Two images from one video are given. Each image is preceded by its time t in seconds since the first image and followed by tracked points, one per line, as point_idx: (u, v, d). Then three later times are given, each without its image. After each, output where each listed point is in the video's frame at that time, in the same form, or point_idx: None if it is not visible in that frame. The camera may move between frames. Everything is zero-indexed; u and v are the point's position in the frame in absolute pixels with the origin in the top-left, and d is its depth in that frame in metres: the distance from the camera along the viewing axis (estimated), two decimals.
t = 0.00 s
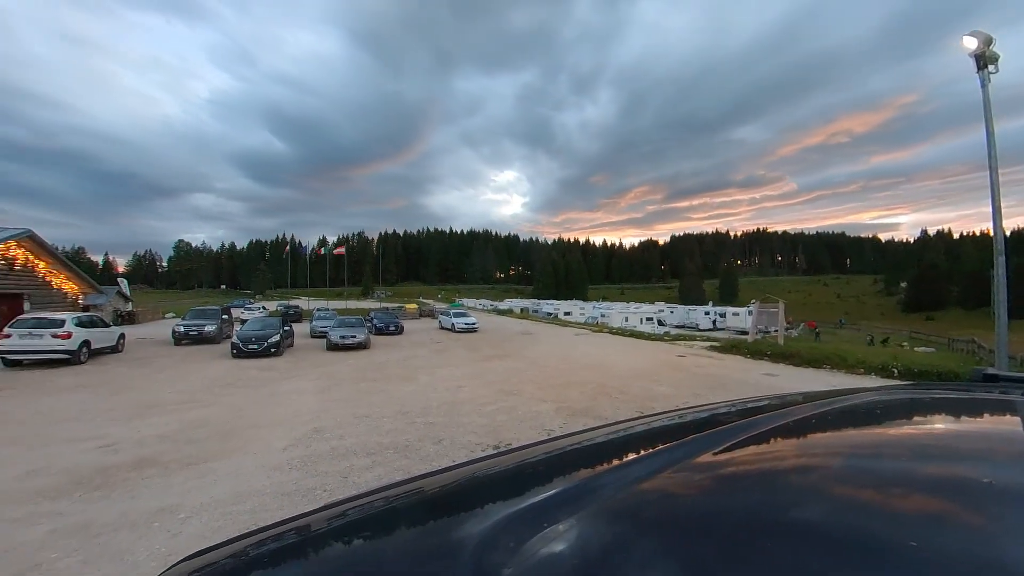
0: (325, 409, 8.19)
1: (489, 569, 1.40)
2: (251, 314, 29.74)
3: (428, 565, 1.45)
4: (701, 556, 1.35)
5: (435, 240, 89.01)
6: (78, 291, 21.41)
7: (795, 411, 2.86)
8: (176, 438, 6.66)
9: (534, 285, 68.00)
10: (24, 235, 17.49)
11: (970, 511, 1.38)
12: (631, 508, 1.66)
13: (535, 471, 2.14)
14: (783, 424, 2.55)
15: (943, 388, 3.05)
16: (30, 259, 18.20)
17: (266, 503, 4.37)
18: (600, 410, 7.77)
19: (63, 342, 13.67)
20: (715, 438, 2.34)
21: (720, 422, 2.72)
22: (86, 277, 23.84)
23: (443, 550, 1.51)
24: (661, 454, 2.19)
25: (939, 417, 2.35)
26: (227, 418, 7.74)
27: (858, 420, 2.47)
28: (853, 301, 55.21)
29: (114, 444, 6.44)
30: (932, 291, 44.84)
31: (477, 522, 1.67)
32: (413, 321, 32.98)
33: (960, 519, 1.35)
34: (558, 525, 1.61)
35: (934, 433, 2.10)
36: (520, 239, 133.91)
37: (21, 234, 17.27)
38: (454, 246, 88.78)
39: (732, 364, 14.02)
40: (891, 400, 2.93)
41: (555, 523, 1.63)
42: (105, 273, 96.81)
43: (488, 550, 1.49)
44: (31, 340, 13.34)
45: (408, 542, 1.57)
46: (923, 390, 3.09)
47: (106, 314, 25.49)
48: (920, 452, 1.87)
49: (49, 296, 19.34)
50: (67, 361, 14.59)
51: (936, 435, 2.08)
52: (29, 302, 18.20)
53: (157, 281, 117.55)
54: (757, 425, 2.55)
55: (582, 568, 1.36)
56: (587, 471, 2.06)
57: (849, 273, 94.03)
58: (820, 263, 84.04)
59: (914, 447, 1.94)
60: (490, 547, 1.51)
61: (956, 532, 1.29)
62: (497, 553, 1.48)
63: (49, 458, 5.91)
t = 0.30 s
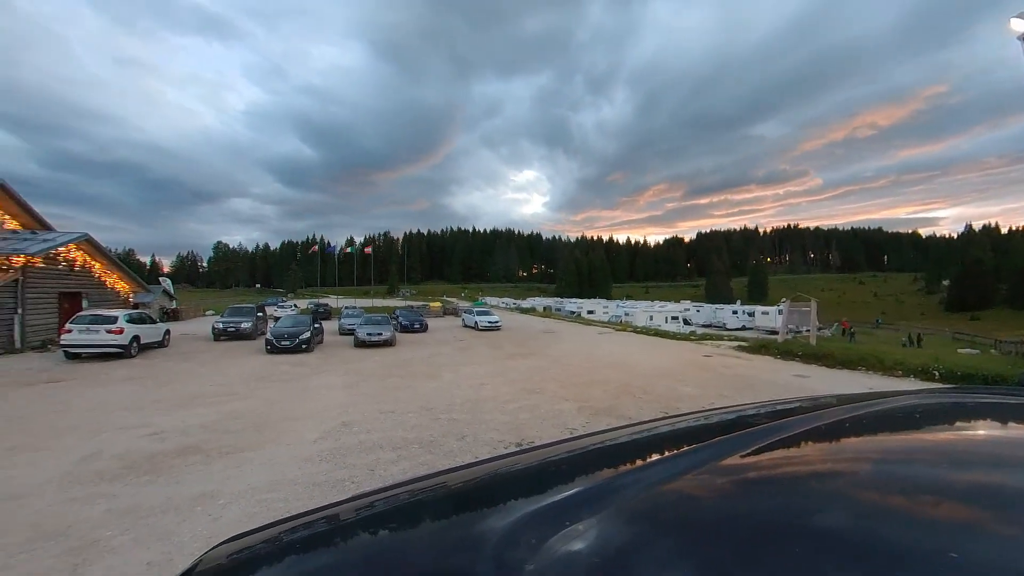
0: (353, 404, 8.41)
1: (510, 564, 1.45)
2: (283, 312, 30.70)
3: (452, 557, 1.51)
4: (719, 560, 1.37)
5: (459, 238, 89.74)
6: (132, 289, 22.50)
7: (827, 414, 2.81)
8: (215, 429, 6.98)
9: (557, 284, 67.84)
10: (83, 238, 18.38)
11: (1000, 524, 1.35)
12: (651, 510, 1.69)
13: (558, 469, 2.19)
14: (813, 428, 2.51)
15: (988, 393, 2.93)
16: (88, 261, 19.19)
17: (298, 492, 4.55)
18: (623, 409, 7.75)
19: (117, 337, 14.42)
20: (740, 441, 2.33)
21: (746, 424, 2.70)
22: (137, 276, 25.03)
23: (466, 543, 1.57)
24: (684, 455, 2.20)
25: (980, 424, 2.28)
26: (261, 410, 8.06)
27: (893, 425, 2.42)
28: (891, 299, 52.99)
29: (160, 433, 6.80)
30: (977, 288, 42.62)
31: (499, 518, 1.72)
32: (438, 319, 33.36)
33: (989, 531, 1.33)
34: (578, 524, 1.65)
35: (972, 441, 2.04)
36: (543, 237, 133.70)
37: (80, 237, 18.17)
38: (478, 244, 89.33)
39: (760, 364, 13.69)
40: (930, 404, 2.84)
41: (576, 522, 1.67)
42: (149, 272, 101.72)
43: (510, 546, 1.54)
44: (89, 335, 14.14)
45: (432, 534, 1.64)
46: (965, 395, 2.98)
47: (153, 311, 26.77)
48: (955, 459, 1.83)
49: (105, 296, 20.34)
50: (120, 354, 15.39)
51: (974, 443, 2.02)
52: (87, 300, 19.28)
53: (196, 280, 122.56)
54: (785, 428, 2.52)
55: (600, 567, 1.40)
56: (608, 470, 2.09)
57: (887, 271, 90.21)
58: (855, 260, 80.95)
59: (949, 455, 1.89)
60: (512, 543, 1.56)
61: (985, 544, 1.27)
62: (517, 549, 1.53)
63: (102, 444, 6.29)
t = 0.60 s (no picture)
0: (380, 399, 8.63)
1: (530, 560, 1.49)
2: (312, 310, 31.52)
3: (474, 551, 1.56)
4: (737, 562, 1.37)
5: (482, 237, 90.23)
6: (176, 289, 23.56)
7: (859, 418, 2.74)
8: (251, 420, 7.28)
9: (580, 282, 67.50)
10: (131, 241, 19.40)
11: None
12: (672, 512, 1.69)
13: (580, 468, 2.22)
14: (843, 432, 2.46)
15: None
16: (136, 262, 20.20)
17: (327, 482, 4.72)
18: (647, 410, 7.70)
19: (162, 332, 15.11)
20: (766, 444, 2.31)
21: (773, 427, 2.66)
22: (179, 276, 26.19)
23: (488, 537, 1.62)
24: (707, 457, 2.19)
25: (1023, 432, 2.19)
26: (293, 404, 8.35)
27: (929, 432, 2.34)
28: (931, 298, 50.70)
29: (201, 423, 7.13)
30: None
31: (520, 514, 1.77)
32: (462, 317, 33.67)
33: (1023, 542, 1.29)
34: (598, 523, 1.68)
35: (1013, 450, 1.97)
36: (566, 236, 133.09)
37: (128, 240, 19.14)
38: (501, 242, 89.62)
39: (790, 365, 13.35)
40: (971, 411, 2.73)
41: (596, 521, 1.69)
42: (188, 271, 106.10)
43: (531, 541, 1.58)
44: (137, 330, 14.86)
45: (454, 528, 1.69)
46: (1009, 401, 2.86)
47: (195, 308, 28.00)
48: (992, 469, 1.77)
49: (151, 294, 21.39)
50: (164, 349, 16.11)
51: (1016, 452, 1.95)
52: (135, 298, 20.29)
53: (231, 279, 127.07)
54: (814, 432, 2.48)
55: (618, 566, 1.42)
56: (630, 470, 2.11)
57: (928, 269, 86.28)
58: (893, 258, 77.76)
59: (985, 464, 1.83)
60: (532, 539, 1.60)
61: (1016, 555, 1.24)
62: (537, 545, 1.57)
63: (149, 433, 6.65)
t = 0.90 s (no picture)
0: (405, 395, 8.80)
1: (550, 554, 1.53)
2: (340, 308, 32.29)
3: (496, 545, 1.59)
4: (757, 565, 1.36)
5: (505, 235, 90.41)
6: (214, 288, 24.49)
7: (894, 423, 2.65)
8: (283, 413, 7.54)
9: (603, 280, 66.96)
10: (173, 243, 20.28)
11: None
12: (693, 513, 1.69)
13: (602, 468, 2.23)
14: (876, 438, 2.39)
15: None
16: (178, 263, 21.09)
17: (355, 474, 4.87)
18: (672, 410, 7.62)
19: (202, 328, 15.79)
20: (793, 448, 2.26)
21: (802, 430, 2.61)
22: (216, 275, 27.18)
23: (509, 533, 1.66)
24: (731, 459, 2.17)
25: None
26: (323, 398, 8.60)
27: (969, 439, 2.25)
28: (976, 297, 48.28)
29: (237, 414, 7.43)
30: None
31: (540, 510, 1.81)
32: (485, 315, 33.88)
33: None
34: (618, 522, 1.69)
35: None
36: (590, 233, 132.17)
37: (171, 241, 20.01)
38: (524, 240, 89.61)
39: (822, 366, 12.96)
40: (1014, 417, 2.63)
41: (616, 520, 1.72)
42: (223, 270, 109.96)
43: (551, 538, 1.61)
44: (180, 326, 15.58)
45: (476, 523, 1.74)
46: None
47: (230, 305, 29.03)
48: None
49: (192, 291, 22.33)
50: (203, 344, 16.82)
51: None
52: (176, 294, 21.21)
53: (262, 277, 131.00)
54: (845, 437, 2.42)
55: (637, 564, 1.44)
56: (651, 471, 2.11)
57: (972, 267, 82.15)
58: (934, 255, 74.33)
59: None
60: (552, 536, 1.62)
61: None
62: (557, 542, 1.59)
63: (189, 423, 6.98)
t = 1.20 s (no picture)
0: (430, 392, 8.94)
1: (569, 550, 1.55)
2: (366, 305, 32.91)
3: (516, 540, 1.62)
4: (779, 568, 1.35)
5: (528, 233, 90.35)
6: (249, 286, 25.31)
7: (931, 430, 2.56)
8: (313, 406, 7.78)
9: (627, 278, 66.25)
10: (211, 243, 21.06)
11: None
12: (715, 514, 1.67)
13: (624, 467, 2.21)
14: (913, 444, 2.31)
15: None
16: (216, 262, 21.87)
17: (380, 468, 5.00)
18: (697, 411, 7.51)
19: (238, 325, 16.38)
20: (823, 450, 2.20)
21: (833, 433, 2.54)
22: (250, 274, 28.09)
23: (530, 527, 1.69)
24: (759, 460, 2.12)
25: None
26: (350, 393, 8.83)
27: (1012, 449, 2.16)
28: None
29: (269, 407, 7.70)
30: None
31: (561, 506, 1.84)
32: (508, 313, 34.01)
33: None
34: (639, 520, 1.68)
35: None
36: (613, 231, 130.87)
37: (209, 242, 20.79)
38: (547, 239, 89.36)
39: (855, 368, 12.54)
40: None
41: (637, 518, 1.73)
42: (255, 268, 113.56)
43: (571, 536, 1.61)
44: (217, 322, 16.21)
45: (496, 519, 1.76)
46: None
47: (263, 303, 30.00)
48: None
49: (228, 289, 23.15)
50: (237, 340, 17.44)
51: None
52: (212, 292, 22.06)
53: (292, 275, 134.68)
54: (879, 442, 2.34)
55: (655, 562, 1.45)
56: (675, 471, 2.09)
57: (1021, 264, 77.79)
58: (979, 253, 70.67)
59: None
60: (572, 534, 1.63)
61: None
62: (576, 540, 1.60)
63: (226, 414, 7.27)
